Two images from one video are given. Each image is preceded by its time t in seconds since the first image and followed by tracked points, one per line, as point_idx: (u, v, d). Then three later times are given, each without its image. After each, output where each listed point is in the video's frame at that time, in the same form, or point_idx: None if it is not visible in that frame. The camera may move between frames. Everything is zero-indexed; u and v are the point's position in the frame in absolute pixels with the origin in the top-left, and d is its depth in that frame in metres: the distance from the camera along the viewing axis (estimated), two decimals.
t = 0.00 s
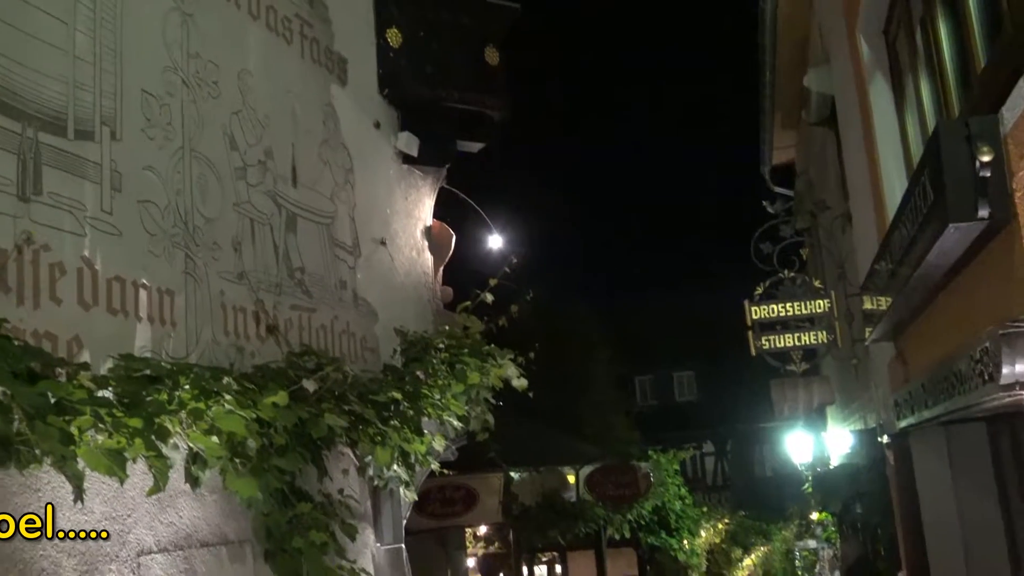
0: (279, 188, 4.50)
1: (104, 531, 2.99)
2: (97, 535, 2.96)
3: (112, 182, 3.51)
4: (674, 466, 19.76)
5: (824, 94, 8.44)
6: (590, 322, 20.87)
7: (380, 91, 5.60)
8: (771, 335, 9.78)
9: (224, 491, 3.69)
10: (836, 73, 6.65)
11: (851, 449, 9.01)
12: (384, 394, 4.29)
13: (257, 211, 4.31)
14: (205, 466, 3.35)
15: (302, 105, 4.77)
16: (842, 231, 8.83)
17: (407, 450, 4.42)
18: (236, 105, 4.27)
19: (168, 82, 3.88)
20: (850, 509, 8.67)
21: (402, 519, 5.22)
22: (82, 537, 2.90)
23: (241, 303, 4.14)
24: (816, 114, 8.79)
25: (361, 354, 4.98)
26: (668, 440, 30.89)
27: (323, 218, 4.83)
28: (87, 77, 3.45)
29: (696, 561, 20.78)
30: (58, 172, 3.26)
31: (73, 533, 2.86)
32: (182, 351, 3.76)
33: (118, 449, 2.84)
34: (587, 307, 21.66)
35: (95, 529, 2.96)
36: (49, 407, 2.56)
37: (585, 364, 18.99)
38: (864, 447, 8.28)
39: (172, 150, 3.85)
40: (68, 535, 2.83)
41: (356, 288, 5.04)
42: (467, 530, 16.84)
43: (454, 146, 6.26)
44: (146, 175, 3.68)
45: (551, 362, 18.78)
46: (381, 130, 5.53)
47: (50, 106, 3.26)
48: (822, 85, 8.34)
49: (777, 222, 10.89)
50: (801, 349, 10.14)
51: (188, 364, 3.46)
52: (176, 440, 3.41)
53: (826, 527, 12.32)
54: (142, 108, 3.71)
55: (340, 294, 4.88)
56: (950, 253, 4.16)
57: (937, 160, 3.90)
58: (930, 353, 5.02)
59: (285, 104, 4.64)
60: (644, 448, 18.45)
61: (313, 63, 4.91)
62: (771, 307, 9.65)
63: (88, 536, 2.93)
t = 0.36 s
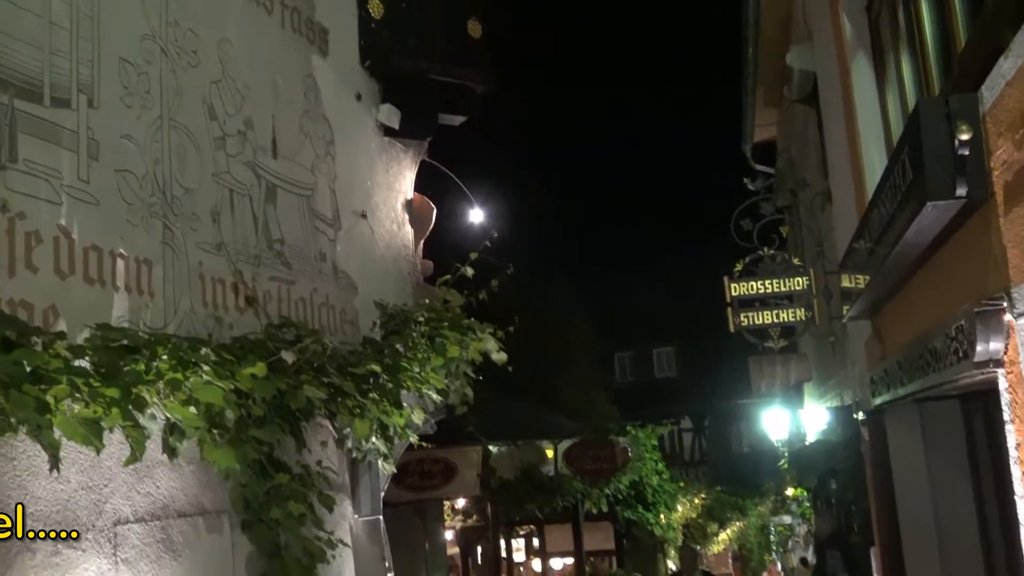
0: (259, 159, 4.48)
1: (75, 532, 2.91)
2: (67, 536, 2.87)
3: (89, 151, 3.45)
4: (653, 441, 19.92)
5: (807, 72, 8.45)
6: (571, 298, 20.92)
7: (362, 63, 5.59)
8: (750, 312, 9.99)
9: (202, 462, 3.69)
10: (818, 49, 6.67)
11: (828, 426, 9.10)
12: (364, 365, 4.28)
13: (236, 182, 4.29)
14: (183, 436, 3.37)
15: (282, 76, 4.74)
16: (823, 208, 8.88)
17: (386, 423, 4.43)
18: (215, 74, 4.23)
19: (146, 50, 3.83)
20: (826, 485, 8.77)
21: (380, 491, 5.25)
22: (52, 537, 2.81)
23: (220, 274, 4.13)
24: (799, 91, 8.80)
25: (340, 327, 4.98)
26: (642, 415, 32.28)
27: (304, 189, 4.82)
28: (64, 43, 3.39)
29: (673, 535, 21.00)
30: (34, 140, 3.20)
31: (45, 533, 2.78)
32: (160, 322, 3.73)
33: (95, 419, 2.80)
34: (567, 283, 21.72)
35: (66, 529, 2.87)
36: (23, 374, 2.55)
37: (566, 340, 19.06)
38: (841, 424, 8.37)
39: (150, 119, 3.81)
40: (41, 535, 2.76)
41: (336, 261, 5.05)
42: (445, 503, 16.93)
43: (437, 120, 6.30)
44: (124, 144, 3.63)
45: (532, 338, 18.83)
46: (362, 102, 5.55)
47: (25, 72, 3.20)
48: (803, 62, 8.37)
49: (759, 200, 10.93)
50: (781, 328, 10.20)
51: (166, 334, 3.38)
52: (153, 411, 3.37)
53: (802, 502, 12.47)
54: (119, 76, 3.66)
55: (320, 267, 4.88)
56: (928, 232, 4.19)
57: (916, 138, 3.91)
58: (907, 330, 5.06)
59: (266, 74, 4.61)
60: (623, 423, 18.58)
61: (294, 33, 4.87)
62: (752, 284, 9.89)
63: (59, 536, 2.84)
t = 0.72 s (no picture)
0: (241, 122, 4.44)
1: (46, 531, 2.82)
2: (38, 536, 2.78)
3: (69, 112, 3.38)
4: (634, 408, 20.09)
5: (793, 40, 8.44)
6: (555, 265, 20.96)
7: (346, 27, 5.59)
8: (732, 281, 10.28)
9: (183, 425, 3.63)
10: (804, 16, 6.66)
11: (808, 394, 9.19)
12: (346, 331, 4.28)
13: (217, 145, 4.25)
14: (165, 401, 3.34)
15: (264, 38, 4.69)
16: (806, 177, 8.92)
17: (368, 388, 4.44)
18: (196, 35, 4.17)
19: (126, 9, 3.76)
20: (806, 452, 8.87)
21: (362, 456, 5.27)
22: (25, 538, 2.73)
23: (202, 238, 4.10)
24: (784, 60, 8.80)
25: (323, 292, 4.97)
26: (620, 383, 32.79)
27: (286, 153, 4.80)
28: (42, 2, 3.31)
29: (653, 501, 21.25)
30: (13, 100, 3.12)
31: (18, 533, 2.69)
32: (141, 285, 3.70)
33: (76, 383, 2.77)
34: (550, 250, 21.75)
35: (38, 528, 2.79)
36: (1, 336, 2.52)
37: (549, 307, 19.13)
38: (822, 392, 8.46)
39: (131, 80, 3.75)
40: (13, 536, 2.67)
41: (318, 226, 5.03)
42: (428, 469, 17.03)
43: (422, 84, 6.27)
44: (103, 105, 3.57)
45: (515, 305, 18.87)
46: (346, 66, 5.53)
47: (3, 31, 3.11)
48: (789, 30, 8.35)
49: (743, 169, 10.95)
50: (763, 298, 10.27)
51: (147, 298, 3.36)
52: (136, 377, 3.33)
53: (780, 468, 12.64)
54: (99, 35, 3.59)
55: (303, 232, 4.86)
56: (910, 201, 4.21)
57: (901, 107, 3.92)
58: (887, 299, 5.10)
59: (248, 35, 4.56)
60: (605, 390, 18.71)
61: None
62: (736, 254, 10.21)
63: (31, 536, 2.75)
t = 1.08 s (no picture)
0: (229, 95, 4.41)
1: (16, 531, 2.72)
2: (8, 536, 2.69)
3: (55, 83, 3.35)
4: (622, 386, 20.17)
5: (784, 18, 8.42)
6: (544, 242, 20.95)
7: None
8: (720, 259, 10.29)
9: (171, 399, 3.63)
10: None
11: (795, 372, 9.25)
12: (335, 306, 4.28)
13: (205, 118, 4.22)
14: (153, 373, 3.32)
15: (252, 10, 4.65)
16: (795, 155, 8.94)
17: (357, 362, 4.44)
18: (184, 6, 4.14)
19: None
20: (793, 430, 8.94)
21: (351, 431, 5.26)
22: None
23: (190, 211, 4.09)
24: (775, 38, 8.79)
25: (312, 267, 4.97)
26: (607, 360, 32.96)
27: (275, 127, 4.77)
28: None
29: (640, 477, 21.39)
30: None
31: None
32: (129, 258, 3.68)
33: (64, 356, 2.75)
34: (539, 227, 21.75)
35: (8, 527, 2.69)
36: None
37: (537, 284, 19.14)
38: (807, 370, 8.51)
39: (117, 52, 3.71)
40: None
41: (307, 200, 5.02)
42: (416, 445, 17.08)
43: (412, 58, 6.26)
44: (90, 77, 3.54)
45: (504, 282, 18.88)
46: (335, 39, 5.50)
47: None
48: (779, 8, 8.34)
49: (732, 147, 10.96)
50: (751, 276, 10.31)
51: (135, 271, 3.32)
52: (123, 349, 3.32)
53: (766, 444, 12.73)
54: (85, 5, 3.54)
55: (292, 206, 4.85)
56: (898, 179, 4.23)
57: (890, 85, 3.92)
58: (874, 277, 5.13)
59: (236, 7, 4.52)
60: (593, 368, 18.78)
61: None
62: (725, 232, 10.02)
63: None
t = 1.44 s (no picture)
0: (222, 64, 4.38)
1: None
2: None
3: (46, 49, 3.32)
4: (615, 360, 20.25)
5: None
6: (538, 216, 20.94)
7: None
8: (713, 233, 10.30)
9: (164, 368, 3.61)
10: None
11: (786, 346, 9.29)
12: (329, 276, 4.28)
13: (198, 87, 4.20)
14: (146, 343, 3.31)
15: None
16: (790, 129, 8.93)
17: (351, 333, 4.45)
18: None
19: None
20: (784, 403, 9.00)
21: (344, 401, 5.28)
22: None
23: (182, 180, 4.07)
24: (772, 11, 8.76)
25: (305, 237, 4.96)
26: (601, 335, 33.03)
27: (268, 97, 4.75)
28: None
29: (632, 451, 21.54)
30: None
31: None
32: (121, 226, 3.66)
33: (56, 324, 2.74)
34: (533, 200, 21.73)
35: None
36: None
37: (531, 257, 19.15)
38: (797, 343, 8.56)
39: (109, 19, 3.67)
40: None
41: (300, 170, 5.01)
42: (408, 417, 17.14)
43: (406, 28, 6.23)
44: (82, 44, 3.51)
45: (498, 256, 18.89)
46: (328, 8, 5.48)
47: None
48: None
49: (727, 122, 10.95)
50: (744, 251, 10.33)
51: (127, 240, 3.31)
52: (115, 318, 3.32)
53: (757, 418, 12.84)
54: None
55: (285, 176, 4.84)
56: (892, 152, 4.23)
57: (886, 58, 3.91)
58: (867, 250, 5.14)
59: None
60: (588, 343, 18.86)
61: None
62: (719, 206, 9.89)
63: None
